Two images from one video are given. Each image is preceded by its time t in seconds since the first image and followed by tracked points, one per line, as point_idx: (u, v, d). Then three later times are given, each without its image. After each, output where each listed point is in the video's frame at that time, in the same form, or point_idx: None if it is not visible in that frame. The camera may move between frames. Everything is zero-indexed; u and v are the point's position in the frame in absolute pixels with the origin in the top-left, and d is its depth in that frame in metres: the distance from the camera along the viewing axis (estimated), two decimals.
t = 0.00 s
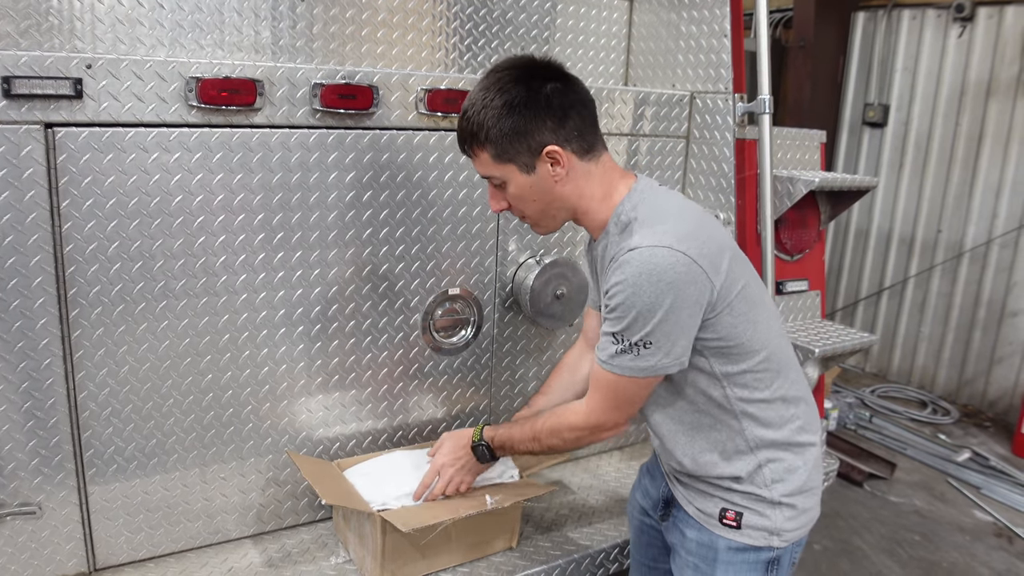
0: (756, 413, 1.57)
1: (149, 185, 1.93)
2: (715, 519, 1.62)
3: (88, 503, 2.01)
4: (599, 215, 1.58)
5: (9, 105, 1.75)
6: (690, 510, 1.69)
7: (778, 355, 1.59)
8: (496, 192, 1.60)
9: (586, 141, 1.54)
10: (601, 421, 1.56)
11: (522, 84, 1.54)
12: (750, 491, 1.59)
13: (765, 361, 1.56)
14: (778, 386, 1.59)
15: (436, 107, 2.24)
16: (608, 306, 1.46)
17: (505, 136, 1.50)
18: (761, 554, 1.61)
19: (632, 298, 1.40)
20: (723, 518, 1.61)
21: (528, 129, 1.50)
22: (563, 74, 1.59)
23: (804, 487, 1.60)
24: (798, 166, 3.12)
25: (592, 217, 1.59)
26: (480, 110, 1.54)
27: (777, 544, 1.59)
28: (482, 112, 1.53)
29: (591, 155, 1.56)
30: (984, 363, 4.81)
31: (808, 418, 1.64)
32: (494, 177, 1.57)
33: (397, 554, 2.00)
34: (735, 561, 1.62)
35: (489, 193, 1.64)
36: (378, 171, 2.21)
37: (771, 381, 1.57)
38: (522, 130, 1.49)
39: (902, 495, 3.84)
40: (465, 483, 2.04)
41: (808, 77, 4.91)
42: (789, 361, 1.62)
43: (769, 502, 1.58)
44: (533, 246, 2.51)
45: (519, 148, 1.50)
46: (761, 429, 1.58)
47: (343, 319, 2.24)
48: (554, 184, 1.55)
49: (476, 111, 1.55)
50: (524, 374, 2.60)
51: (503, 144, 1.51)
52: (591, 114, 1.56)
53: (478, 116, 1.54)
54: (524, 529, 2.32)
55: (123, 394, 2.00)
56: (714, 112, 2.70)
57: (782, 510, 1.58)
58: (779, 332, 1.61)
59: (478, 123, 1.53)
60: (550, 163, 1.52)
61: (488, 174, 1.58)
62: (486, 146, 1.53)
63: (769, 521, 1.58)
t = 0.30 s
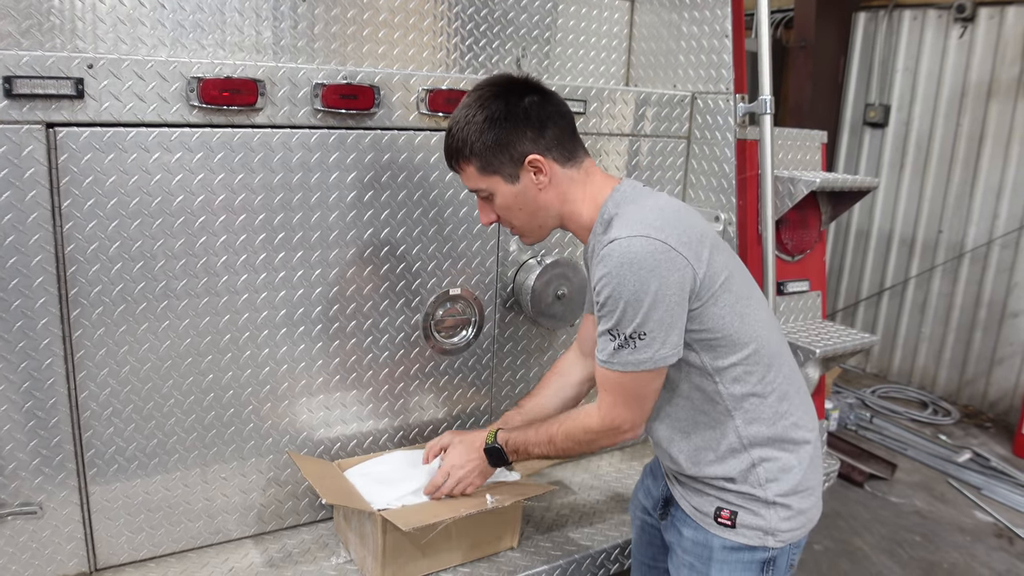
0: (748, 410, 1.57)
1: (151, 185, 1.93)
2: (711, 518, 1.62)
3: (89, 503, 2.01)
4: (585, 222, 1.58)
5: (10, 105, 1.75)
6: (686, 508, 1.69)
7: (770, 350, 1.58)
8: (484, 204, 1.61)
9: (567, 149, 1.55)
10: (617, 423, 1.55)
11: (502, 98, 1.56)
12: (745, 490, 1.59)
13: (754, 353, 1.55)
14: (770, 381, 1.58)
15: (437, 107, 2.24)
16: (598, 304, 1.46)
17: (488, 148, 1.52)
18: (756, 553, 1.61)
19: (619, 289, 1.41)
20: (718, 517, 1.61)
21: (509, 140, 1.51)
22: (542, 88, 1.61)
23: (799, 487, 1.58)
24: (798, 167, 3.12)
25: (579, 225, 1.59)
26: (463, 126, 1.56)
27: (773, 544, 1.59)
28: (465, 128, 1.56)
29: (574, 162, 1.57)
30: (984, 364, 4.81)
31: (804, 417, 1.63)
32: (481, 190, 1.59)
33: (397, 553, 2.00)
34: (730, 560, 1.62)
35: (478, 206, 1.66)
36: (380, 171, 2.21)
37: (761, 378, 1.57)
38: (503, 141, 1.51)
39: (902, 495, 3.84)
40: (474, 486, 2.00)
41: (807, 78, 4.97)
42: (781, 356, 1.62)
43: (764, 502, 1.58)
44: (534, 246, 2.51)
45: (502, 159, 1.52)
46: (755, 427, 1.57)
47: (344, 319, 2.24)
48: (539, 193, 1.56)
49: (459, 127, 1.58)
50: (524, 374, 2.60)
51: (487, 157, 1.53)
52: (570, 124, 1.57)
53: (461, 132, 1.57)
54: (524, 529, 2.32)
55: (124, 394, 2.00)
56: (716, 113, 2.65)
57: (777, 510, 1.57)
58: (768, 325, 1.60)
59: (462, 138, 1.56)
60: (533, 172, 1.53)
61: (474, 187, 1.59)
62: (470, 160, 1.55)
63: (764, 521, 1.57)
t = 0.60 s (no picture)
0: (739, 409, 1.56)
1: (151, 184, 1.93)
2: (706, 517, 1.63)
3: (90, 503, 2.01)
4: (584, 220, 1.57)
5: (12, 105, 1.75)
6: (683, 507, 1.69)
7: (762, 350, 1.57)
8: (483, 205, 1.61)
9: (564, 148, 1.56)
10: (595, 406, 1.57)
11: (499, 99, 1.57)
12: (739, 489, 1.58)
13: (742, 352, 1.54)
14: (760, 380, 1.57)
15: (438, 107, 2.24)
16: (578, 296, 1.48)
17: (486, 147, 1.53)
18: (752, 552, 1.61)
19: (595, 285, 1.42)
20: (713, 516, 1.61)
21: (508, 139, 1.52)
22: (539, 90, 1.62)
23: (793, 486, 1.58)
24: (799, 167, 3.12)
25: (576, 222, 1.58)
26: (461, 128, 1.57)
27: (768, 543, 1.58)
28: (464, 129, 1.57)
29: (572, 161, 1.57)
30: (986, 365, 4.81)
31: (799, 417, 1.62)
32: (480, 191, 1.59)
33: (398, 554, 2.00)
34: (725, 559, 1.62)
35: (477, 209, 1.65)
36: (381, 171, 2.21)
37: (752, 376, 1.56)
38: (501, 140, 1.52)
39: (904, 496, 3.84)
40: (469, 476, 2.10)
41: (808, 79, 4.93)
42: (772, 356, 1.60)
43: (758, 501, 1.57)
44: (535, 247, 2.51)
45: (500, 157, 1.52)
46: (746, 425, 1.57)
47: (344, 319, 2.24)
48: (537, 191, 1.56)
49: (458, 129, 1.58)
50: (525, 374, 2.60)
51: (486, 156, 1.53)
52: (567, 123, 1.58)
53: (460, 133, 1.57)
54: (525, 530, 2.32)
55: (124, 394, 2.00)
56: (718, 113, 2.65)
57: (772, 509, 1.57)
58: (759, 325, 1.59)
59: (460, 139, 1.56)
60: (531, 170, 1.53)
61: (473, 188, 1.59)
62: (469, 160, 1.55)
63: (759, 520, 1.57)
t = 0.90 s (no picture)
0: (740, 408, 1.56)
1: (152, 185, 1.94)
2: (708, 516, 1.62)
3: (91, 504, 2.01)
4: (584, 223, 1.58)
5: (12, 105, 1.75)
6: (684, 507, 1.69)
7: (763, 348, 1.57)
8: (484, 206, 1.60)
9: (566, 149, 1.55)
10: (599, 417, 1.56)
11: (502, 100, 1.56)
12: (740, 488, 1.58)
13: (744, 351, 1.55)
14: (762, 379, 1.57)
15: (438, 107, 2.24)
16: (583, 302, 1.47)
17: (489, 150, 1.52)
18: (753, 551, 1.61)
19: (602, 290, 1.41)
20: (714, 514, 1.61)
21: (510, 142, 1.51)
22: (541, 89, 1.61)
23: (794, 484, 1.58)
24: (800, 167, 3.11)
25: (576, 226, 1.59)
26: (463, 129, 1.55)
27: (769, 541, 1.59)
28: (465, 131, 1.55)
29: (573, 163, 1.56)
30: (987, 364, 4.80)
31: (798, 414, 1.62)
32: (481, 192, 1.58)
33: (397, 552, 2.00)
34: (727, 558, 1.62)
35: (477, 208, 1.65)
36: (381, 171, 2.21)
37: (753, 375, 1.56)
38: (504, 142, 1.51)
39: (905, 496, 3.83)
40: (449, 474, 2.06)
41: (808, 78, 4.95)
42: (773, 355, 1.60)
43: (760, 499, 1.57)
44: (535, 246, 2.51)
45: (503, 160, 1.51)
46: (748, 424, 1.57)
47: (345, 319, 2.24)
48: (540, 193, 1.55)
49: (459, 130, 1.57)
50: (525, 374, 2.60)
51: (488, 159, 1.52)
52: (569, 124, 1.57)
53: (461, 135, 1.56)
54: (525, 529, 2.32)
55: (125, 394, 2.00)
56: (718, 114, 2.64)
57: (773, 507, 1.57)
58: (759, 325, 1.59)
59: (462, 141, 1.55)
60: (534, 173, 1.53)
61: (474, 189, 1.59)
62: (471, 162, 1.54)
63: (760, 518, 1.58)
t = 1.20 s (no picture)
0: (742, 409, 1.57)
1: (152, 186, 1.94)
2: (710, 515, 1.62)
3: (91, 504, 2.01)
4: (590, 226, 1.59)
5: (12, 106, 1.76)
6: (685, 506, 1.68)
7: (765, 351, 1.58)
8: (488, 208, 1.59)
9: (573, 150, 1.56)
10: (587, 411, 1.58)
11: (508, 100, 1.55)
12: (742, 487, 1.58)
13: (747, 357, 1.55)
14: (764, 382, 1.58)
15: (439, 107, 2.24)
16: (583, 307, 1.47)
17: (496, 151, 1.51)
18: (755, 550, 1.61)
19: (604, 301, 1.41)
20: (716, 514, 1.60)
21: (520, 143, 1.50)
22: (545, 89, 1.61)
23: (796, 483, 1.59)
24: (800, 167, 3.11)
25: (580, 229, 1.60)
26: (469, 129, 1.54)
27: (772, 540, 1.59)
28: (472, 131, 1.54)
29: (579, 165, 1.57)
30: (987, 364, 4.80)
31: (798, 414, 1.63)
32: (486, 194, 1.57)
33: (398, 551, 2.00)
34: (729, 557, 1.62)
35: (478, 210, 1.63)
36: (381, 172, 2.21)
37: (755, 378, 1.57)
38: (512, 144, 1.50)
39: (905, 496, 3.83)
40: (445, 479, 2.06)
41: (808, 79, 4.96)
42: (774, 358, 1.61)
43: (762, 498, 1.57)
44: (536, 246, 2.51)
45: (510, 162, 1.51)
46: (750, 426, 1.57)
47: (345, 319, 2.24)
48: (547, 195, 1.56)
49: (465, 131, 1.55)
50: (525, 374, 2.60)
51: (496, 160, 1.51)
52: (575, 125, 1.58)
53: (467, 136, 1.54)
54: (526, 529, 2.32)
55: (126, 394, 2.00)
56: (718, 114, 2.64)
57: (775, 506, 1.57)
58: (762, 330, 1.59)
59: (468, 142, 1.53)
60: (541, 174, 1.53)
61: (479, 191, 1.57)
62: (478, 163, 1.53)
63: (763, 517, 1.57)
